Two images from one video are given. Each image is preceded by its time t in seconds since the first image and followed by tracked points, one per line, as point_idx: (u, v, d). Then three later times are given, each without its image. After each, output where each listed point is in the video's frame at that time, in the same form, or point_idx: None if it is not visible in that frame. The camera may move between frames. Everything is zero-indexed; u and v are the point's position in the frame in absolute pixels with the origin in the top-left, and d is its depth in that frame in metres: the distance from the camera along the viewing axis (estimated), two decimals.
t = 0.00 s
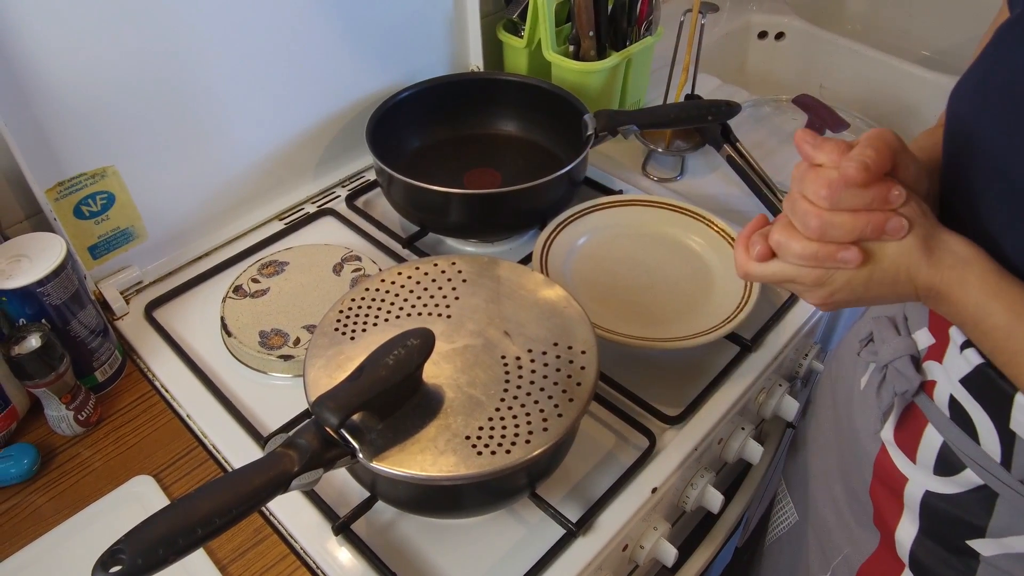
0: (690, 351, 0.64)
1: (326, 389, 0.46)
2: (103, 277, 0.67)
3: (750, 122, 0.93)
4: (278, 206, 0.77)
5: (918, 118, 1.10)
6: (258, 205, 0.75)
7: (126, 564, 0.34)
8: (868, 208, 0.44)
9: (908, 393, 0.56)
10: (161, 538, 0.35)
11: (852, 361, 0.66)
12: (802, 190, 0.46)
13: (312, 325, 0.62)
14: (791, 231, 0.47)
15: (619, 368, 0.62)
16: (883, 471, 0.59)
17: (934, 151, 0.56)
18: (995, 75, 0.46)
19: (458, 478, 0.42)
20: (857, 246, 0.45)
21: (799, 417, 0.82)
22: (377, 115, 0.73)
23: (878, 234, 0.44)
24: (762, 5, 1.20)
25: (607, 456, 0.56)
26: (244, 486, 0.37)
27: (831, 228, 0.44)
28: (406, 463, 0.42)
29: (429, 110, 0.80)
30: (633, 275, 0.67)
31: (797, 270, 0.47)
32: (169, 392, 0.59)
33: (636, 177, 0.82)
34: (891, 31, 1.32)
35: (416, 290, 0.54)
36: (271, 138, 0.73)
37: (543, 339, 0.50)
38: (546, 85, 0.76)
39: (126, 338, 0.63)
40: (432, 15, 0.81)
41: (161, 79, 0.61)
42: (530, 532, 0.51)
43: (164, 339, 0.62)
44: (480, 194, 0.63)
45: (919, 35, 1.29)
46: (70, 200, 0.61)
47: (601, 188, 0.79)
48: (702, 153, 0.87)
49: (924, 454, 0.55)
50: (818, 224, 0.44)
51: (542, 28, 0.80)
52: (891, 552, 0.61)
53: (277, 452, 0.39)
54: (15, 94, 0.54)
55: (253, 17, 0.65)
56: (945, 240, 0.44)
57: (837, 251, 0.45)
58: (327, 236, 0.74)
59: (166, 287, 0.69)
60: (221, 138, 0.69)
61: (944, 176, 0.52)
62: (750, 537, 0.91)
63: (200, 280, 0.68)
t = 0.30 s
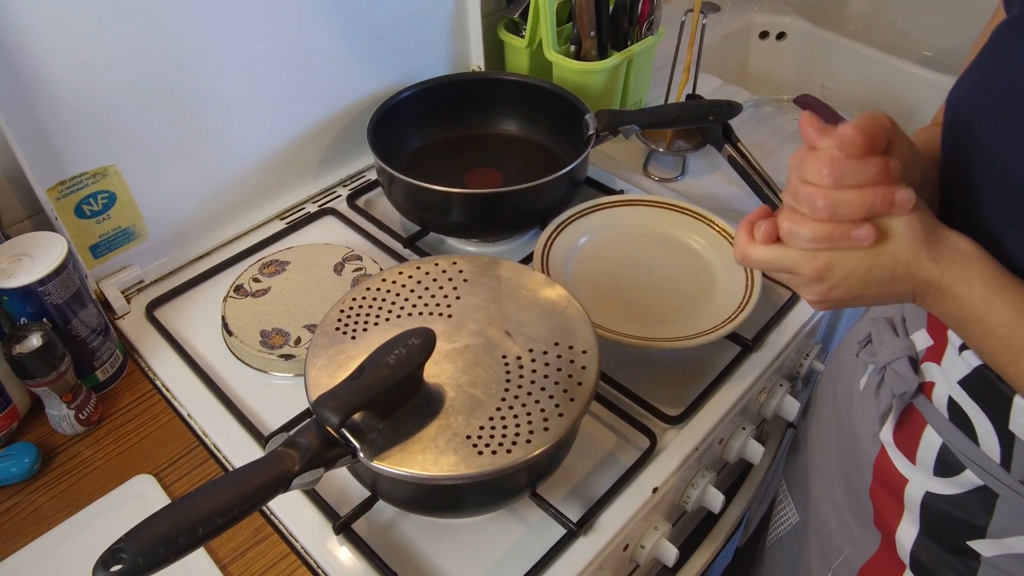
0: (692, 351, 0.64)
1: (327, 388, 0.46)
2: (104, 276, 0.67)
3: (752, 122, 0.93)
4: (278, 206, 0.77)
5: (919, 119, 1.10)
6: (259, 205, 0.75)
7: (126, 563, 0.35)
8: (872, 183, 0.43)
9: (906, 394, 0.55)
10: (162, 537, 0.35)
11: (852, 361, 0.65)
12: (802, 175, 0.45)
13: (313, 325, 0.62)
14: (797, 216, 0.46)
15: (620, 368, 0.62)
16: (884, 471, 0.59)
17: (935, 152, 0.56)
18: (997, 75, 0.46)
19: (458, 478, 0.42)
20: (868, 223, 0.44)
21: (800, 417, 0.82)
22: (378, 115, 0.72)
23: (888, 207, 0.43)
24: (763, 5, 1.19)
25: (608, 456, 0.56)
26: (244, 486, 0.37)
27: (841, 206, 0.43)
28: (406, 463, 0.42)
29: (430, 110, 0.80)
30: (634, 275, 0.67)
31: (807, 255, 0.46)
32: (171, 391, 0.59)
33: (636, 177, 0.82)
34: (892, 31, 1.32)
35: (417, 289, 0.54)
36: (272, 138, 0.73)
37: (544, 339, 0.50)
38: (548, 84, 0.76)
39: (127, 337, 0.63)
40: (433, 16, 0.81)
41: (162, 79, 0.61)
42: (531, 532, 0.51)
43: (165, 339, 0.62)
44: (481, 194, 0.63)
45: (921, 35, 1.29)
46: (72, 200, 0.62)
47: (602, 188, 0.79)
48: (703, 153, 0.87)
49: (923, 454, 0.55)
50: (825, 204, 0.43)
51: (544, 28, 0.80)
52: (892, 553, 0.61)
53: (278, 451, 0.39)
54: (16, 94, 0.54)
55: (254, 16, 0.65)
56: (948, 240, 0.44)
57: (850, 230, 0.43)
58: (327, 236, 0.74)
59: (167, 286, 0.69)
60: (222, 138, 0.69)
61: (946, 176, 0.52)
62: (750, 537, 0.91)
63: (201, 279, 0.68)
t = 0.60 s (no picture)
0: (692, 350, 0.63)
1: (326, 387, 0.46)
2: (104, 275, 0.67)
3: (753, 121, 0.92)
4: (278, 204, 0.77)
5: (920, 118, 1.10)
6: (258, 204, 0.75)
7: (125, 561, 0.34)
8: (865, 151, 0.44)
9: (902, 392, 0.55)
10: (161, 535, 0.35)
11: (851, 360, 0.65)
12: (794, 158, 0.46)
13: (312, 324, 0.62)
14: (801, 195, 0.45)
15: (620, 367, 0.62)
16: (882, 469, 0.59)
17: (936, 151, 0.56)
18: (997, 72, 0.46)
19: (457, 477, 0.42)
20: (874, 189, 0.43)
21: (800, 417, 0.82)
22: (378, 113, 0.72)
23: (889, 169, 0.43)
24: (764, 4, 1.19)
25: (608, 455, 0.56)
26: (243, 484, 0.37)
27: (841, 175, 0.43)
28: (405, 461, 0.42)
29: (430, 109, 0.79)
30: (633, 274, 0.67)
31: (814, 232, 0.45)
32: (170, 390, 0.59)
33: (637, 176, 0.82)
34: (892, 31, 1.32)
35: (417, 288, 0.54)
36: (272, 136, 0.73)
37: (545, 338, 0.50)
38: (548, 83, 0.76)
39: (127, 336, 0.63)
40: (434, 14, 0.81)
41: (162, 78, 0.61)
42: (530, 531, 0.51)
43: (165, 337, 0.62)
44: (481, 193, 0.63)
45: (921, 35, 1.29)
46: (72, 198, 0.61)
47: (603, 187, 0.79)
48: (704, 152, 0.86)
49: (922, 452, 0.55)
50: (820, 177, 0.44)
51: (544, 27, 0.80)
52: (892, 551, 0.61)
53: (277, 450, 0.39)
54: (17, 92, 0.54)
55: (254, 15, 0.65)
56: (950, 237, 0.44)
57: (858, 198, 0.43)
58: (327, 235, 0.74)
59: (168, 284, 0.69)
60: (223, 136, 0.68)
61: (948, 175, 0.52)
62: (751, 537, 0.91)
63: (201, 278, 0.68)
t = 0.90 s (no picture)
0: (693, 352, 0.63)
1: (328, 388, 0.46)
2: (105, 276, 0.66)
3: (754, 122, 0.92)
4: (279, 205, 0.77)
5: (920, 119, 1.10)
6: (260, 204, 0.75)
7: (126, 563, 0.34)
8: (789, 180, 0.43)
9: (904, 393, 0.55)
10: (162, 538, 0.35)
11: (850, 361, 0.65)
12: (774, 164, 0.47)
13: (313, 324, 0.62)
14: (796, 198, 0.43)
15: (621, 369, 0.62)
16: (883, 471, 0.59)
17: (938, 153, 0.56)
18: (997, 73, 0.46)
19: (458, 479, 0.42)
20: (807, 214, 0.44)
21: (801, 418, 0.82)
22: (379, 114, 0.72)
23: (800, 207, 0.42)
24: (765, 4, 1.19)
25: (610, 456, 0.55)
26: (244, 486, 0.37)
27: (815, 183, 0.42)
28: (407, 463, 0.42)
29: (431, 109, 0.79)
30: (635, 275, 0.67)
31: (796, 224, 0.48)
32: (172, 391, 0.59)
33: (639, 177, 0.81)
34: (893, 31, 1.32)
35: (419, 289, 0.54)
36: (273, 136, 0.73)
37: (547, 340, 0.50)
38: (550, 83, 0.76)
39: (128, 336, 0.63)
40: (435, 15, 0.81)
41: (164, 77, 0.61)
42: (532, 533, 0.51)
43: (166, 338, 0.62)
44: (482, 193, 0.63)
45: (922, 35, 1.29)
46: (73, 198, 0.61)
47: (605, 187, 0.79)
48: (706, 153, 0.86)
49: (921, 453, 0.54)
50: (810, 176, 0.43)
51: (546, 27, 0.80)
52: (894, 553, 0.61)
53: (279, 451, 0.39)
54: (18, 92, 0.54)
55: (255, 15, 0.65)
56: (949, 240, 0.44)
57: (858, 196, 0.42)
58: (328, 235, 0.74)
59: (169, 284, 0.69)
60: (224, 136, 0.68)
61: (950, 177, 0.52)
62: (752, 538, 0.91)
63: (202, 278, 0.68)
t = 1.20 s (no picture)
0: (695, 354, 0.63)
1: (329, 391, 0.45)
2: (107, 277, 0.66)
3: (757, 123, 0.92)
4: (282, 206, 0.77)
5: (924, 119, 1.09)
6: (262, 205, 0.75)
7: (128, 567, 0.34)
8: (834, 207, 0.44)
9: (909, 395, 0.55)
10: (163, 542, 0.35)
11: (854, 363, 0.65)
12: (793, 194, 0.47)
13: (315, 326, 0.61)
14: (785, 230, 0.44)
15: (624, 372, 0.62)
16: (888, 474, 0.59)
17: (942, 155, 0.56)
18: (1003, 73, 0.45)
19: (461, 482, 0.42)
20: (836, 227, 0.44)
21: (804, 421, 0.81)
22: (381, 115, 0.72)
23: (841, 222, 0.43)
24: (768, 5, 1.19)
25: (613, 459, 0.55)
26: (246, 489, 0.37)
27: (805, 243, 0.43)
28: (408, 466, 0.42)
29: (433, 110, 0.79)
30: (638, 276, 0.66)
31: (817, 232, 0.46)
32: (172, 393, 0.59)
33: (642, 178, 0.81)
34: (896, 32, 1.32)
35: (421, 291, 0.54)
36: (274, 137, 0.72)
37: (549, 342, 0.50)
38: (552, 84, 0.76)
39: (129, 338, 0.63)
40: (437, 15, 0.80)
41: (166, 76, 0.61)
42: (534, 536, 0.51)
43: (167, 339, 0.62)
44: (484, 194, 0.63)
45: (925, 36, 1.29)
46: (74, 199, 0.61)
47: (607, 188, 0.79)
48: (709, 154, 0.86)
49: (926, 456, 0.54)
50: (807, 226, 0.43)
51: (548, 28, 0.80)
52: (897, 555, 0.61)
53: (280, 455, 0.39)
54: (19, 92, 0.54)
55: (256, 15, 0.64)
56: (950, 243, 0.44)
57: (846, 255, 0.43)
58: (330, 236, 0.74)
59: (170, 285, 0.69)
60: (227, 137, 0.68)
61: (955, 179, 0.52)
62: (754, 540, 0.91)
63: (204, 279, 0.68)
